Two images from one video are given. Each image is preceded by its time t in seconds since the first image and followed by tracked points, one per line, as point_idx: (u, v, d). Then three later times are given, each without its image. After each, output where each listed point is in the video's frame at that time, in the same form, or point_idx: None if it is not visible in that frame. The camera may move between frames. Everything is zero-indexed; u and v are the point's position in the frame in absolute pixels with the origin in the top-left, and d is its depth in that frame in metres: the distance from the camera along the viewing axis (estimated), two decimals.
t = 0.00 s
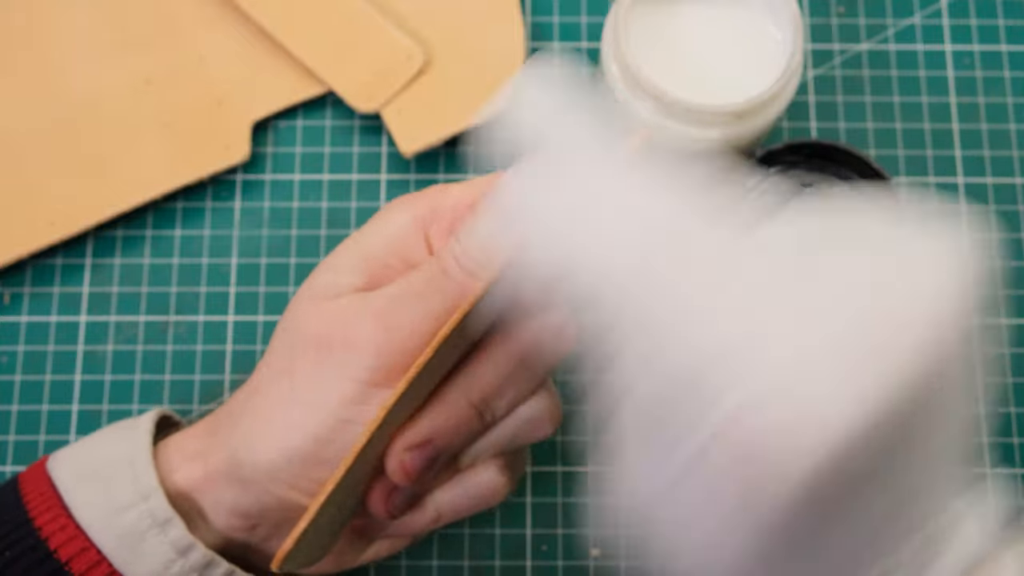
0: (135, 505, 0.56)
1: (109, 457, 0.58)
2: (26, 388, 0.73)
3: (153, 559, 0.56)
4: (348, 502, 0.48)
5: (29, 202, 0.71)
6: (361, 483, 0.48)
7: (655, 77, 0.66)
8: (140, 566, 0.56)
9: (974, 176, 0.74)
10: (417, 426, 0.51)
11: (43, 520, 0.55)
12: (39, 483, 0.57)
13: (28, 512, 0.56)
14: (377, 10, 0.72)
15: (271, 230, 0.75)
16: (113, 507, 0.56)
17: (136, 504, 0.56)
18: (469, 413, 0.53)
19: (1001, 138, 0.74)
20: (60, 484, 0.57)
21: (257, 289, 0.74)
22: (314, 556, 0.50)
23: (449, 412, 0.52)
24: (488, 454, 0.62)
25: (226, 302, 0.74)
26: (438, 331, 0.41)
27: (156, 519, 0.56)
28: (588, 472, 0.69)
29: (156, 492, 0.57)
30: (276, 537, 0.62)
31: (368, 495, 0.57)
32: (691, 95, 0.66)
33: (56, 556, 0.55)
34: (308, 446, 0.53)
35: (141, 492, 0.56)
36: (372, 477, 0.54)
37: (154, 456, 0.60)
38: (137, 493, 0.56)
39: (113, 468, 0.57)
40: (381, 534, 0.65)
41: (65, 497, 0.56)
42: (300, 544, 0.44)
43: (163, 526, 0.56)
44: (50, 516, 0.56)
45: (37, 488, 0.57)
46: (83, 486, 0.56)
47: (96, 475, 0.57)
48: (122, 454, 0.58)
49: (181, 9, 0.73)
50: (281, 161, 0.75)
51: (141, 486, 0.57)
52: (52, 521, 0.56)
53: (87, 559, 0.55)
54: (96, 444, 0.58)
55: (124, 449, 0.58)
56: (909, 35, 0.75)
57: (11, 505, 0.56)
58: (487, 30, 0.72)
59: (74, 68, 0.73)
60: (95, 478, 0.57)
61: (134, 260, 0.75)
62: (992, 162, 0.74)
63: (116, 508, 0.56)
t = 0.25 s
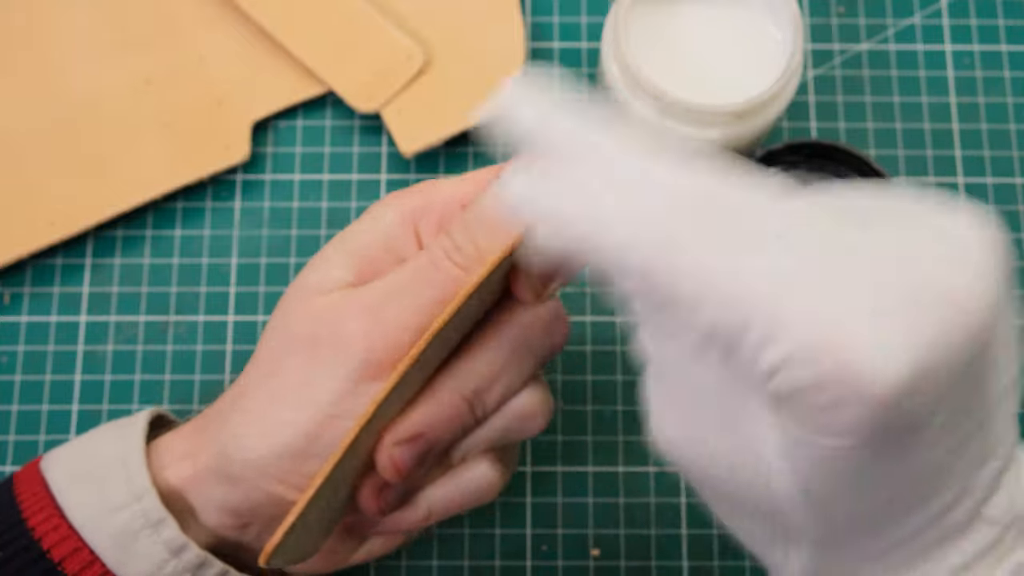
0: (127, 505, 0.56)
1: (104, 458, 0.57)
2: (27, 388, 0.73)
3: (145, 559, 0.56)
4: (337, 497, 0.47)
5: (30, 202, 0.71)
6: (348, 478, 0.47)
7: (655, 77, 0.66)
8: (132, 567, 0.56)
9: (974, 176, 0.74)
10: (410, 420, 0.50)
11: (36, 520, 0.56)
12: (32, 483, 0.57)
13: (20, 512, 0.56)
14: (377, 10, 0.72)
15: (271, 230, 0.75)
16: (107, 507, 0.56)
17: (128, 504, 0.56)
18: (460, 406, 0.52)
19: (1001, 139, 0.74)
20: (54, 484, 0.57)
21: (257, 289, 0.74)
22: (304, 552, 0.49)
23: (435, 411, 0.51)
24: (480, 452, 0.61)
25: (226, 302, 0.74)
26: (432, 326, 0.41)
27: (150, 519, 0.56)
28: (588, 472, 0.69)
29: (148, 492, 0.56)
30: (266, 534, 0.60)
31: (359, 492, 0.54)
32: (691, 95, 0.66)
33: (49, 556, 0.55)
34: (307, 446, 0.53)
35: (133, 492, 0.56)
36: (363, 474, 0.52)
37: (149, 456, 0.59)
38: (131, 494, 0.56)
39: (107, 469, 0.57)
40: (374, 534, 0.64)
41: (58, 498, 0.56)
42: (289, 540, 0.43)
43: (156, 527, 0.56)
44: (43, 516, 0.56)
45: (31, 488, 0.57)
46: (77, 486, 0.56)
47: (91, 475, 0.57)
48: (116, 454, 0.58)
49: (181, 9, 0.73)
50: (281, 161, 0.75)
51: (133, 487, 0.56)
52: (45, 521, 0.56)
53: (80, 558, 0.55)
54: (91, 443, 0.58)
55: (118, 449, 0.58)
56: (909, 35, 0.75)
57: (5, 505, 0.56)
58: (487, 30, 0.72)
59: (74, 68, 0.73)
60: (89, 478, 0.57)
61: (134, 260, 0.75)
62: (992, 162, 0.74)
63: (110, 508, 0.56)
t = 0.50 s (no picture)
0: (123, 506, 0.56)
1: (100, 458, 0.57)
2: (27, 389, 0.73)
3: (142, 559, 0.56)
4: (333, 499, 0.49)
5: (30, 202, 0.71)
6: (343, 484, 0.50)
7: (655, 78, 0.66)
8: (127, 566, 0.56)
9: (974, 176, 0.74)
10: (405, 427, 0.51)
11: (32, 521, 0.56)
12: (27, 482, 0.57)
13: (16, 512, 0.56)
14: (377, 10, 0.72)
15: (271, 230, 0.75)
16: (103, 508, 0.56)
17: (124, 505, 0.56)
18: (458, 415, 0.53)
19: (1001, 139, 0.74)
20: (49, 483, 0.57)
21: (257, 289, 0.74)
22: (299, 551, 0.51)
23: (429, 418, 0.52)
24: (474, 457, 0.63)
25: (226, 302, 0.74)
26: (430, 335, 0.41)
27: (146, 520, 0.56)
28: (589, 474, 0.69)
29: (146, 493, 0.56)
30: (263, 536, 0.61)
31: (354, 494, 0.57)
32: (692, 96, 0.66)
33: (45, 557, 0.55)
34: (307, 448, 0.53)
35: (131, 492, 0.56)
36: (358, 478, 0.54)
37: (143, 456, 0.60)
38: (126, 494, 0.56)
39: (103, 469, 0.57)
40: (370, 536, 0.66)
41: (53, 497, 0.56)
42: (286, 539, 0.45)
43: (152, 527, 0.56)
44: (38, 516, 0.56)
45: (27, 486, 0.57)
46: (73, 486, 0.56)
47: (86, 476, 0.57)
48: (112, 455, 0.58)
49: (180, 9, 0.73)
50: (281, 161, 0.75)
51: (130, 487, 0.57)
52: (40, 521, 0.56)
53: (75, 559, 0.55)
54: (86, 444, 0.58)
55: (114, 449, 0.58)
56: (909, 35, 0.75)
57: None
58: (487, 30, 0.72)
59: (74, 67, 0.73)
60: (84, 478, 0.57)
61: (134, 260, 0.75)
62: (992, 162, 0.74)
63: (105, 508, 0.56)
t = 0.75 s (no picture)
0: (131, 507, 0.56)
1: (109, 459, 0.57)
2: (27, 389, 0.73)
3: (151, 561, 0.56)
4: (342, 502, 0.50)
5: (30, 202, 0.72)
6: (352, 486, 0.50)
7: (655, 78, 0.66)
8: (137, 567, 0.56)
9: (974, 176, 0.74)
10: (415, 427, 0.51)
11: (40, 521, 0.56)
12: (35, 483, 0.57)
13: (25, 513, 0.56)
14: (377, 10, 0.72)
15: (271, 230, 0.75)
16: (111, 509, 0.56)
17: (133, 506, 0.56)
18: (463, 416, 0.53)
19: (1001, 139, 0.74)
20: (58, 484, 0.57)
21: (257, 289, 0.74)
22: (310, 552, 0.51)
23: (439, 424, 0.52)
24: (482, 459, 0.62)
25: (226, 302, 0.74)
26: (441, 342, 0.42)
27: (155, 521, 0.56)
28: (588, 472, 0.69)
29: (154, 494, 0.56)
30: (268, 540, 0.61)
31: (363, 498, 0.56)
32: (692, 96, 0.66)
33: (54, 556, 0.55)
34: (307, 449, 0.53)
35: (139, 493, 0.56)
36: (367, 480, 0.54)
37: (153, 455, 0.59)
38: (135, 495, 0.56)
39: (111, 470, 0.57)
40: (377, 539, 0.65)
41: (61, 498, 0.56)
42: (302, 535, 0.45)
43: (161, 528, 0.56)
44: (47, 517, 0.56)
45: (34, 486, 0.57)
46: (81, 487, 0.56)
47: (94, 477, 0.57)
48: (120, 456, 0.57)
49: (181, 9, 0.73)
50: (281, 161, 0.75)
51: (138, 488, 0.56)
52: (49, 521, 0.56)
53: (84, 560, 0.56)
54: (92, 445, 0.58)
55: (123, 450, 0.58)
56: (909, 35, 0.75)
57: (8, 505, 0.57)
58: (487, 30, 0.72)
59: (75, 67, 0.73)
60: (93, 479, 0.56)
61: (134, 260, 0.75)
62: (992, 162, 0.74)
63: (114, 509, 0.56)
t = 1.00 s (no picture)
0: (138, 514, 0.56)
1: (115, 466, 0.57)
2: (27, 389, 0.73)
3: (157, 566, 0.56)
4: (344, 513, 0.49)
5: (30, 202, 0.71)
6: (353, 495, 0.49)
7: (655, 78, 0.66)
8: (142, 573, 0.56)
9: (974, 176, 0.74)
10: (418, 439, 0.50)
11: (46, 527, 0.56)
12: (41, 489, 0.57)
13: (30, 518, 0.56)
14: (377, 10, 0.72)
15: (271, 230, 0.75)
16: (117, 516, 0.56)
17: (140, 513, 0.56)
18: (471, 429, 0.52)
19: (1001, 138, 0.74)
20: (66, 491, 0.57)
21: (257, 289, 0.74)
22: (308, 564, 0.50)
23: (446, 434, 0.51)
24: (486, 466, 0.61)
25: (226, 302, 0.74)
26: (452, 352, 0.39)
27: (160, 528, 0.56)
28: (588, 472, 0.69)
29: (161, 501, 0.56)
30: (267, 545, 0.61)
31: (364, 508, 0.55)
32: (692, 96, 0.66)
33: (60, 562, 0.55)
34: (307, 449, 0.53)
35: (146, 500, 0.56)
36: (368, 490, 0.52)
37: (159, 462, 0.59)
38: (142, 502, 0.56)
39: (119, 477, 0.57)
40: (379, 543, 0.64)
41: (68, 505, 0.56)
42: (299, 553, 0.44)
43: (167, 535, 0.56)
44: (53, 522, 0.56)
45: (41, 492, 0.57)
46: (88, 494, 0.56)
47: (98, 484, 0.56)
48: (125, 464, 0.57)
49: (181, 9, 0.73)
50: (281, 161, 0.75)
51: (145, 495, 0.56)
52: (54, 527, 0.56)
53: (90, 565, 0.56)
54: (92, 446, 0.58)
55: (129, 456, 0.57)
56: (909, 35, 0.75)
57: (13, 510, 0.57)
58: (487, 30, 0.72)
59: (75, 68, 0.73)
60: (100, 486, 0.56)
61: (134, 260, 0.75)
62: (992, 162, 0.74)
63: (121, 516, 0.56)
